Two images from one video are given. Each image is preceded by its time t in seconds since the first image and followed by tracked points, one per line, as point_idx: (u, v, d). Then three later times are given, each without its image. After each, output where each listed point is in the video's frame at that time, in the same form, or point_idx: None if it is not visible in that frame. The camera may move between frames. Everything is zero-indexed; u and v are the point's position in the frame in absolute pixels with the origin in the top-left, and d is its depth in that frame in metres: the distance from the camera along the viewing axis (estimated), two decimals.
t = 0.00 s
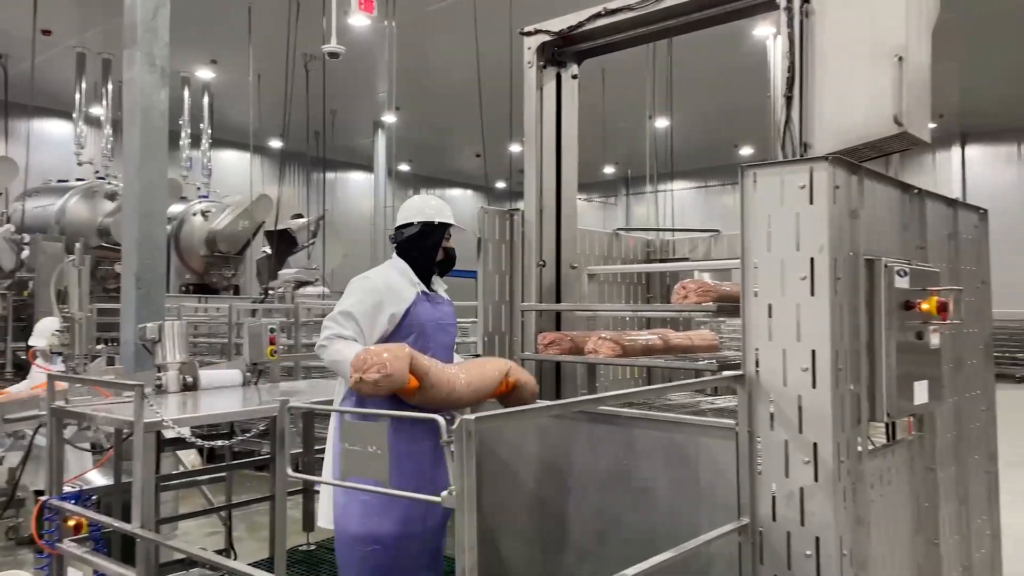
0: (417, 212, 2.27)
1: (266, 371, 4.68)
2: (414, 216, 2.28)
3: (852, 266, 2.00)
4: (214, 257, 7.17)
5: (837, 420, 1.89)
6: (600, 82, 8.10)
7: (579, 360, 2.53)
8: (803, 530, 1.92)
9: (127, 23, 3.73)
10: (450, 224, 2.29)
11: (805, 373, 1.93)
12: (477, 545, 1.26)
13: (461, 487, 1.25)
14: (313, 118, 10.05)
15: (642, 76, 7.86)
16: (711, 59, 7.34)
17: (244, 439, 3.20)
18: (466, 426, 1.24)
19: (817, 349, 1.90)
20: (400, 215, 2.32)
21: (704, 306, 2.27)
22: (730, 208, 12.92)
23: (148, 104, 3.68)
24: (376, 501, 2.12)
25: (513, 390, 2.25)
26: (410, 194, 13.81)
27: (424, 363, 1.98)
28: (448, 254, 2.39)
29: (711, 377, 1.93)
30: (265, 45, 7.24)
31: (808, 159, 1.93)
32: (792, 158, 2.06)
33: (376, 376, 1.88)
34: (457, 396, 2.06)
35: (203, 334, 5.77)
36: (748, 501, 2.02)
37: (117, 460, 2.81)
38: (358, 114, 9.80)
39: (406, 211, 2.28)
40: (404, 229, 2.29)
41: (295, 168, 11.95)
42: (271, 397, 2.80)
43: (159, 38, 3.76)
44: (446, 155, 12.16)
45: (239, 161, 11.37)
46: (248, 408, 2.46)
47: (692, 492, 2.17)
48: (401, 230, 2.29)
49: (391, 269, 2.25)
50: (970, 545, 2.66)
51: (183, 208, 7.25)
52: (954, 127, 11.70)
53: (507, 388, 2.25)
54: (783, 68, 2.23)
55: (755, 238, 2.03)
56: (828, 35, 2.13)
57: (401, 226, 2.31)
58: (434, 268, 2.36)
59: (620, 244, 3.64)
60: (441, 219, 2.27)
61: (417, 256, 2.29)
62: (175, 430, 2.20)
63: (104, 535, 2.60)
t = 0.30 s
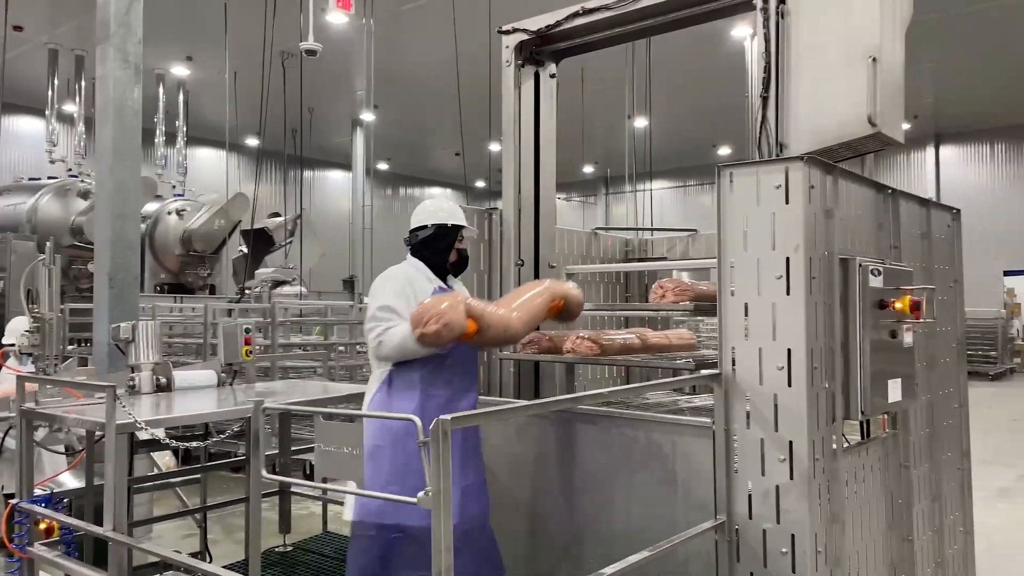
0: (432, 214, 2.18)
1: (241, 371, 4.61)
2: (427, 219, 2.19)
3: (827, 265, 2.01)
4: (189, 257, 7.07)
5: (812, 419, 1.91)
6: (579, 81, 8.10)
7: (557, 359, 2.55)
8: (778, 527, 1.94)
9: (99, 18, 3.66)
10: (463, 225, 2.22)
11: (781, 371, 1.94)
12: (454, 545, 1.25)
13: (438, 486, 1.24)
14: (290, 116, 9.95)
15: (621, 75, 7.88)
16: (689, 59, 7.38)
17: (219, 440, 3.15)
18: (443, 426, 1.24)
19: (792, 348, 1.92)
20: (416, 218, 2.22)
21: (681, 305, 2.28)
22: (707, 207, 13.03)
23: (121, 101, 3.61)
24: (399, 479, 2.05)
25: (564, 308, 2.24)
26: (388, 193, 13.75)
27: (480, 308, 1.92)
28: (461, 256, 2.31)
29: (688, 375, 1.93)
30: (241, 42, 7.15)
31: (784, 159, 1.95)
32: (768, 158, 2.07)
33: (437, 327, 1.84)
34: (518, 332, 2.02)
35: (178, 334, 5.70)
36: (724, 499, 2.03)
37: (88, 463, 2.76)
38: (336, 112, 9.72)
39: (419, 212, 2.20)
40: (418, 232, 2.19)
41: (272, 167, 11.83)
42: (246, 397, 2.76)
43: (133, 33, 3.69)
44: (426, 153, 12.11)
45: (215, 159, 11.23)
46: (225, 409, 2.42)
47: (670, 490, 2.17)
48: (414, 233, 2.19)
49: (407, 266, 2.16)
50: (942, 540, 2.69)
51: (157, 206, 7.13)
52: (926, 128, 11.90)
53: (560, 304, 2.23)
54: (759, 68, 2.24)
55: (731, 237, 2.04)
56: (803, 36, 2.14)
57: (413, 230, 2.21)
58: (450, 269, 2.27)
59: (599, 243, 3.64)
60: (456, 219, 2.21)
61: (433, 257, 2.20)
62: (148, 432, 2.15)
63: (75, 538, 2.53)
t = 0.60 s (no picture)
0: (450, 207, 2.28)
1: (223, 372, 4.57)
2: (447, 211, 2.29)
3: (808, 265, 2.03)
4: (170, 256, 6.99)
5: (794, 417, 1.92)
6: (563, 80, 8.10)
7: (543, 357, 2.55)
8: (761, 525, 1.95)
9: (79, 14, 3.60)
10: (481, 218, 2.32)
11: (763, 370, 1.95)
12: (439, 546, 1.25)
13: (423, 487, 1.23)
14: (273, 114, 9.88)
15: (605, 75, 7.89)
16: (673, 59, 7.42)
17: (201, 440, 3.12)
18: (427, 426, 1.23)
19: (775, 347, 1.93)
20: (433, 214, 2.31)
21: (664, 304, 2.28)
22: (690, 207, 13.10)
23: (101, 99, 3.57)
24: (474, 463, 2.17)
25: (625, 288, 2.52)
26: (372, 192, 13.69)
27: (563, 253, 2.26)
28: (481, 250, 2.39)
29: (672, 374, 1.94)
30: (222, 40, 7.08)
31: (766, 159, 1.96)
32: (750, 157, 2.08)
33: (531, 259, 2.16)
34: (590, 284, 2.35)
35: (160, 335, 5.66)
36: (707, 497, 2.04)
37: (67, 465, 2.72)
38: (319, 111, 9.66)
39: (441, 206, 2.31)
40: (439, 225, 2.28)
41: (255, 166, 11.74)
42: (228, 397, 2.73)
43: (113, 30, 3.64)
44: (409, 152, 12.07)
45: (196, 157, 11.13)
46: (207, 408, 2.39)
47: (653, 489, 2.17)
48: (436, 226, 2.28)
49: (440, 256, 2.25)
50: (922, 537, 2.72)
51: (138, 205, 7.05)
52: (906, 128, 12.03)
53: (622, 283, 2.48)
54: (742, 68, 2.25)
55: (714, 236, 2.04)
56: (785, 36, 2.15)
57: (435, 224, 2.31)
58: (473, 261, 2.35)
59: (583, 242, 3.64)
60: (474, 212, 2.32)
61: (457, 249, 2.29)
62: (129, 432, 2.12)
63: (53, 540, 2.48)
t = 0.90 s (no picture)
0: (465, 206, 2.42)
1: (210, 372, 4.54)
2: (462, 210, 2.41)
3: (796, 263, 2.04)
4: (157, 255, 6.95)
5: (781, 416, 1.93)
6: (551, 79, 8.11)
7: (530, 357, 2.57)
8: (748, 523, 1.96)
9: (64, 11, 3.56)
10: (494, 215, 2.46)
11: (751, 368, 1.96)
12: (427, 546, 1.24)
13: (411, 486, 1.23)
14: (261, 112, 9.83)
15: (594, 74, 7.91)
16: (660, 58, 7.44)
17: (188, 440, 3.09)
18: (416, 425, 1.22)
19: (763, 345, 1.94)
20: (447, 213, 2.44)
21: (653, 303, 2.29)
22: (678, 206, 13.15)
23: (86, 97, 3.53)
24: (500, 462, 2.26)
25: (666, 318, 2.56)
26: (361, 191, 13.65)
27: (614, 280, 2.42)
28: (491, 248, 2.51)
29: (660, 373, 1.94)
30: (209, 38, 7.03)
31: (754, 158, 1.97)
32: (738, 157, 2.09)
33: (585, 264, 2.36)
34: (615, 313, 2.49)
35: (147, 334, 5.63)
36: (695, 496, 2.05)
37: (52, 465, 2.71)
38: (307, 109, 9.62)
39: (456, 205, 2.43)
40: (455, 223, 2.42)
41: (242, 164, 11.68)
42: (216, 397, 2.71)
43: (98, 28, 3.61)
44: (398, 151, 12.04)
45: (183, 156, 11.06)
46: (195, 409, 2.37)
47: (641, 487, 2.18)
48: (453, 223, 2.41)
49: (464, 252, 2.35)
50: (908, 533, 2.75)
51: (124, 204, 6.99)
52: (893, 128, 12.12)
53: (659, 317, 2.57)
54: (730, 67, 2.26)
55: (702, 234, 2.05)
56: (773, 36, 2.16)
57: (450, 221, 2.42)
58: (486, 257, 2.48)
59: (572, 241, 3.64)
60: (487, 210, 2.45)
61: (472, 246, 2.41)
62: (115, 432, 2.10)
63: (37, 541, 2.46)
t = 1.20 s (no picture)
0: (474, 204, 2.43)
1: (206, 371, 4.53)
2: (472, 208, 2.42)
3: (792, 262, 2.04)
4: (153, 254, 6.93)
5: (777, 415, 1.93)
6: (548, 78, 8.12)
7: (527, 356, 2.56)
8: (745, 522, 1.96)
9: (59, 10, 3.55)
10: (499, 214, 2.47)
11: (747, 367, 1.97)
12: (424, 545, 1.24)
13: (408, 486, 1.23)
14: (258, 111, 9.81)
15: (591, 73, 7.93)
16: (656, 58, 7.44)
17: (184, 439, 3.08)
18: (412, 425, 1.22)
19: (759, 344, 1.94)
20: (456, 211, 2.44)
21: (650, 302, 2.29)
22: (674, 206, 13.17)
23: (81, 96, 3.52)
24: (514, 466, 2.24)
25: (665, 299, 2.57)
26: (357, 190, 13.64)
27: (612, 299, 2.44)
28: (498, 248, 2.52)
29: (657, 372, 1.94)
30: (205, 37, 7.02)
31: (750, 158, 1.97)
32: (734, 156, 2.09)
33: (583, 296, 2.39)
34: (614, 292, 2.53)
35: (142, 334, 5.61)
36: (691, 495, 2.05)
37: (47, 465, 2.71)
38: (303, 108, 9.61)
39: (463, 203, 2.44)
40: (462, 221, 2.43)
41: (238, 163, 11.65)
42: (212, 397, 2.70)
43: (94, 26, 3.59)
44: (394, 150, 12.04)
45: (178, 154, 11.03)
46: (192, 410, 2.36)
47: (638, 485, 2.18)
48: (460, 222, 2.42)
49: (471, 253, 2.36)
50: (904, 532, 2.75)
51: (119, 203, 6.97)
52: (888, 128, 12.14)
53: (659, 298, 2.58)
54: (726, 68, 2.26)
55: (699, 233, 2.05)
56: (769, 36, 2.16)
57: (457, 219, 2.44)
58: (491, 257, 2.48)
59: (569, 240, 3.64)
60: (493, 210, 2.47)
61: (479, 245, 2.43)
62: (110, 433, 2.10)
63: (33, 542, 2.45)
